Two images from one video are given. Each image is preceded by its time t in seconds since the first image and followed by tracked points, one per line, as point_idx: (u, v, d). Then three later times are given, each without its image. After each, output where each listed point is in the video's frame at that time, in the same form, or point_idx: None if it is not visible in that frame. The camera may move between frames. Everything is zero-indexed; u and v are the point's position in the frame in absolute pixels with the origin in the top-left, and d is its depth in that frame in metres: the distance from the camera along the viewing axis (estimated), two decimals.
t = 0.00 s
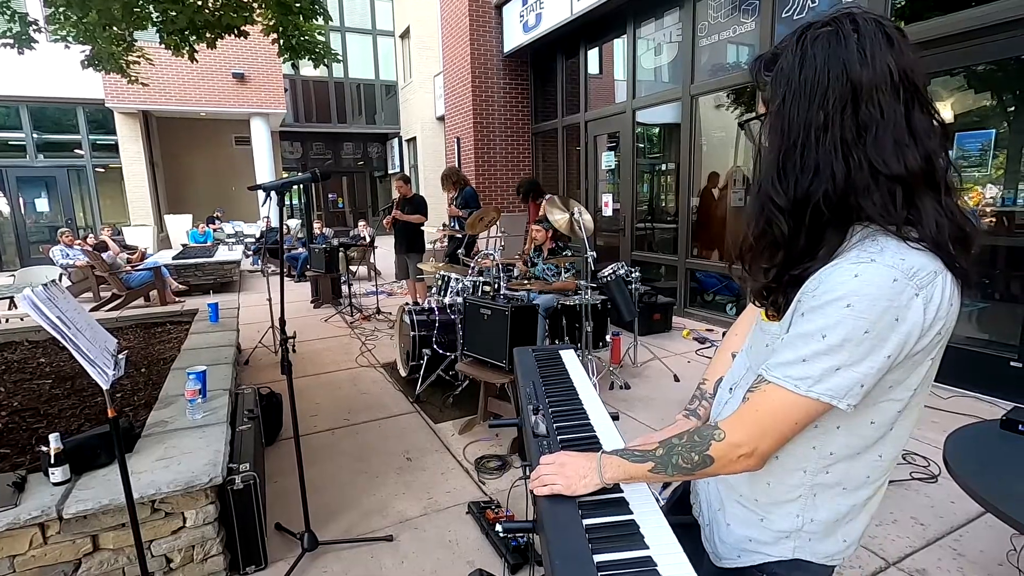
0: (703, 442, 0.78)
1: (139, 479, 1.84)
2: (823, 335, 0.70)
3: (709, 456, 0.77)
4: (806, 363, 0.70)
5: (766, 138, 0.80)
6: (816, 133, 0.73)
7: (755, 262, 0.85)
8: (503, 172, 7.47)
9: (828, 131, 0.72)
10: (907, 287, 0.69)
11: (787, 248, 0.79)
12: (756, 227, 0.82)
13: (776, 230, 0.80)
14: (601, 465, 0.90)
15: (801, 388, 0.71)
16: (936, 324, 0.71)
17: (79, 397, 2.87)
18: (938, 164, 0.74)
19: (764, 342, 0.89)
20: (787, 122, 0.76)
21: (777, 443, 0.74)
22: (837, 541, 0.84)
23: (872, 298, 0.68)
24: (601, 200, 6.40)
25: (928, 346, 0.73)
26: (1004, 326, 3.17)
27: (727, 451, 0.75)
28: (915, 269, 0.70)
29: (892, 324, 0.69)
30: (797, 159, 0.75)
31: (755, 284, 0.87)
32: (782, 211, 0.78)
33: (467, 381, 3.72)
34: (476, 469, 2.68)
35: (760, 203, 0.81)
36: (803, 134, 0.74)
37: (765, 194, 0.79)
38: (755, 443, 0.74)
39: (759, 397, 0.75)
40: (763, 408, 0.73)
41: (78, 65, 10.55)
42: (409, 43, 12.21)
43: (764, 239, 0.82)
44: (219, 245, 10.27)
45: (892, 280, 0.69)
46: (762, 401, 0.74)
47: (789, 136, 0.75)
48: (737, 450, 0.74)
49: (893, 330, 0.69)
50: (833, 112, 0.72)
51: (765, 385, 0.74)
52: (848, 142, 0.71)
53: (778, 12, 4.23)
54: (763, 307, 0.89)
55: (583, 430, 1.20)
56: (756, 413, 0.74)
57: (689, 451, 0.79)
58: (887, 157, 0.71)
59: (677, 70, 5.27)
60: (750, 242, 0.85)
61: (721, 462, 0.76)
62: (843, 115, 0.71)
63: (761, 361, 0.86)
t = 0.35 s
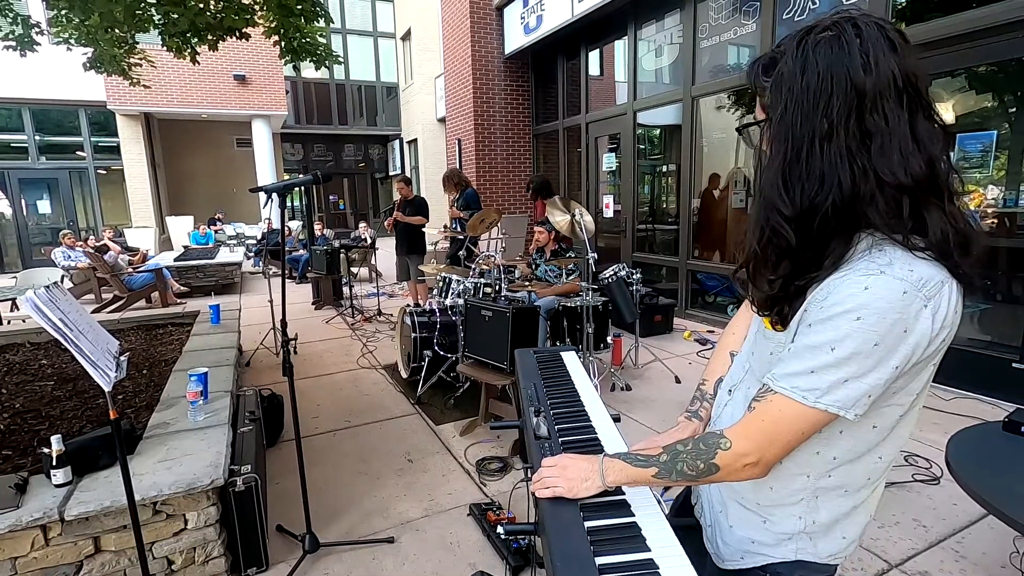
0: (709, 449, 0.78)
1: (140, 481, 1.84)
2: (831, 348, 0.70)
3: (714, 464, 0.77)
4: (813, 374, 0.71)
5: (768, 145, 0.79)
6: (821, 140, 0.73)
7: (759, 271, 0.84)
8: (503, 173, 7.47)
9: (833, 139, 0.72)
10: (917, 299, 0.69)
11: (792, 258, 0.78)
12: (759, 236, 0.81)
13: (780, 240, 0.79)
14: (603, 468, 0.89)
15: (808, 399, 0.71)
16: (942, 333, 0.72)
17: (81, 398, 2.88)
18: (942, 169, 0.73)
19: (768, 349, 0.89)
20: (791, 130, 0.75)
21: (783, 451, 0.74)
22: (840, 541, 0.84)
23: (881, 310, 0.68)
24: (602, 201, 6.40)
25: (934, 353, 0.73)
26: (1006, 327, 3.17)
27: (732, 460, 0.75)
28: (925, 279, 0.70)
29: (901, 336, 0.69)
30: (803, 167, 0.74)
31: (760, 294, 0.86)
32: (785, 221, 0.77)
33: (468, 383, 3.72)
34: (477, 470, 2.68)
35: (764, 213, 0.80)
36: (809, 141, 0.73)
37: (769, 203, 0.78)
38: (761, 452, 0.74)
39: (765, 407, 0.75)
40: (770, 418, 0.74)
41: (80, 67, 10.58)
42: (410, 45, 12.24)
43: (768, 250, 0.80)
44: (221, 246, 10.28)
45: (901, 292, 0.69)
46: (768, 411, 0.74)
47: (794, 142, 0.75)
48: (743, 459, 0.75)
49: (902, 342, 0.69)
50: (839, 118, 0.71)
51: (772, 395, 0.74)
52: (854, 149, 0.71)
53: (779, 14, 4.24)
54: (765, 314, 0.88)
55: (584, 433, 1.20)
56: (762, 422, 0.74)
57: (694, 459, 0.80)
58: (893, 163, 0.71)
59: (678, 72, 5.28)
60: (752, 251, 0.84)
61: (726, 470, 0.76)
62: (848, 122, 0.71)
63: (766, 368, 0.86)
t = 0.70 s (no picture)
0: (708, 445, 0.79)
1: (141, 482, 1.84)
2: (831, 338, 0.70)
3: (714, 458, 0.77)
4: (811, 364, 0.71)
5: (789, 139, 0.76)
6: (854, 114, 0.71)
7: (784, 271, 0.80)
8: (504, 173, 7.47)
9: (864, 111, 0.71)
10: (913, 288, 0.69)
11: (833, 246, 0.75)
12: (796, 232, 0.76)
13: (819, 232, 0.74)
14: (604, 468, 0.89)
15: (807, 390, 0.71)
16: (939, 322, 0.72)
17: (82, 399, 2.88)
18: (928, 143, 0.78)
19: (769, 345, 0.89)
20: (816, 117, 0.72)
21: (782, 444, 0.74)
22: (848, 542, 0.84)
23: (878, 299, 0.69)
24: (603, 202, 6.40)
25: (931, 343, 0.73)
26: (1007, 328, 3.16)
27: (733, 453, 0.76)
28: (922, 268, 0.70)
29: (901, 322, 0.69)
30: (839, 153, 0.71)
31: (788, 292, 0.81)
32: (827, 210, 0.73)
33: (468, 383, 3.73)
34: (478, 471, 2.68)
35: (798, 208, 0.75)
36: (838, 125, 0.71)
37: (808, 194, 0.74)
38: (761, 445, 0.74)
39: (764, 399, 0.75)
40: (769, 410, 0.74)
41: (82, 68, 10.61)
42: (411, 46, 12.24)
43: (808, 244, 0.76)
44: (222, 247, 10.30)
45: (898, 282, 0.69)
46: (768, 403, 0.74)
47: (824, 129, 0.72)
48: (742, 452, 0.75)
49: (900, 331, 0.69)
50: (864, 98, 0.71)
51: (771, 387, 0.74)
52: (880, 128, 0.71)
53: (779, 14, 4.24)
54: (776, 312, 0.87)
55: (585, 434, 1.19)
56: (760, 415, 0.74)
57: (694, 454, 0.80)
58: (906, 137, 0.73)
59: (678, 73, 5.28)
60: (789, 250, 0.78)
61: (726, 464, 0.76)
62: (872, 97, 0.71)
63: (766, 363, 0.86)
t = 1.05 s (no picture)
0: (705, 438, 0.79)
1: (141, 481, 1.84)
2: (821, 327, 0.70)
3: (710, 452, 0.77)
4: (803, 354, 0.70)
5: (780, 138, 0.76)
6: (840, 111, 0.72)
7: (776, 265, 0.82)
8: (503, 173, 7.47)
9: (850, 108, 0.72)
10: (901, 274, 0.69)
11: (824, 242, 0.76)
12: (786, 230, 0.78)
13: (808, 227, 0.76)
14: (603, 468, 0.90)
15: (800, 379, 0.71)
16: (930, 309, 0.72)
17: (81, 399, 2.88)
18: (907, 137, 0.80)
19: (764, 341, 0.89)
20: (803, 116, 0.73)
21: (779, 437, 0.74)
22: (852, 541, 0.83)
23: (866, 286, 0.69)
24: (602, 202, 6.40)
25: (923, 332, 0.73)
26: (1006, 328, 3.17)
27: (728, 445, 0.75)
28: (909, 254, 0.70)
29: (890, 309, 0.69)
30: (825, 151, 0.73)
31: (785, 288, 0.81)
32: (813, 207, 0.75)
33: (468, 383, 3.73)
34: (477, 471, 2.68)
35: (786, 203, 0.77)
36: (824, 124, 0.72)
37: (796, 192, 0.75)
38: (756, 437, 0.74)
39: (758, 391, 0.75)
40: (762, 401, 0.73)
41: (81, 68, 10.59)
42: (410, 46, 12.24)
43: (799, 240, 0.77)
44: (221, 247, 10.29)
45: (885, 268, 0.69)
46: (763, 394, 0.74)
47: (811, 128, 0.73)
48: (738, 445, 0.75)
49: (889, 317, 0.69)
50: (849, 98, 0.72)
51: (765, 378, 0.74)
52: (865, 125, 0.73)
53: (779, 14, 4.24)
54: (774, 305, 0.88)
55: (584, 434, 1.20)
56: (755, 407, 0.74)
57: (691, 448, 0.80)
58: (889, 131, 0.74)
59: (678, 73, 5.28)
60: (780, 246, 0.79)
61: (722, 457, 0.76)
62: (856, 94, 0.73)
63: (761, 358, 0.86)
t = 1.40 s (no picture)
0: (702, 435, 0.79)
1: (140, 483, 1.84)
2: (816, 321, 0.70)
3: (708, 448, 0.77)
4: (799, 348, 0.70)
5: (777, 139, 0.77)
6: (834, 115, 0.73)
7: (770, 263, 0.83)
8: (503, 175, 7.48)
9: (844, 112, 0.73)
10: (895, 268, 0.70)
11: (816, 241, 0.76)
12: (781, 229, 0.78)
13: (802, 226, 0.77)
14: (603, 468, 0.90)
15: (796, 373, 0.71)
16: (925, 304, 0.72)
17: (81, 400, 2.88)
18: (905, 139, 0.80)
19: (760, 339, 0.90)
20: (800, 118, 0.74)
21: (775, 432, 0.74)
22: (852, 543, 0.83)
23: (861, 280, 0.69)
24: (602, 205, 6.41)
25: (920, 328, 0.73)
26: (1005, 330, 3.17)
27: (725, 441, 0.75)
28: (902, 250, 0.71)
29: (885, 304, 0.69)
30: (820, 152, 0.73)
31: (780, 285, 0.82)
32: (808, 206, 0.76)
33: (468, 385, 3.73)
34: (477, 473, 2.68)
35: (781, 203, 0.78)
36: (819, 127, 0.73)
37: (790, 192, 0.76)
38: (753, 432, 0.74)
39: (755, 387, 0.75)
40: (759, 396, 0.74)
41: (82, 70, 10.61)
42: (410, 48, 12.25)
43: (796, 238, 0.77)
44: (221, 249, 10.30)
45: (879, 263, 0.69)
46: (760, 390, 0.74)
47: (806, 130, 0.73)
48: (735, 441, 0.75)
49: (883, 311, 0.69)
50: (845, 102, 0.73)
51: (761, 374, 0.74)
52: (860, 129, 0.73)
53: (778, 17, 4.26)
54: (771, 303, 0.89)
55: (584, 435, 1.20)
56: (752, 403, 0.74)
57: (688, 445, 0.80)
58: (886, 134, 0.75)
59: (677, 75, 5.29)
60: (776, 244, 0.80)
61: (719, 454, 0.76)
62: (851, 98, 0.73)
63: (758, 356, 0.86)
